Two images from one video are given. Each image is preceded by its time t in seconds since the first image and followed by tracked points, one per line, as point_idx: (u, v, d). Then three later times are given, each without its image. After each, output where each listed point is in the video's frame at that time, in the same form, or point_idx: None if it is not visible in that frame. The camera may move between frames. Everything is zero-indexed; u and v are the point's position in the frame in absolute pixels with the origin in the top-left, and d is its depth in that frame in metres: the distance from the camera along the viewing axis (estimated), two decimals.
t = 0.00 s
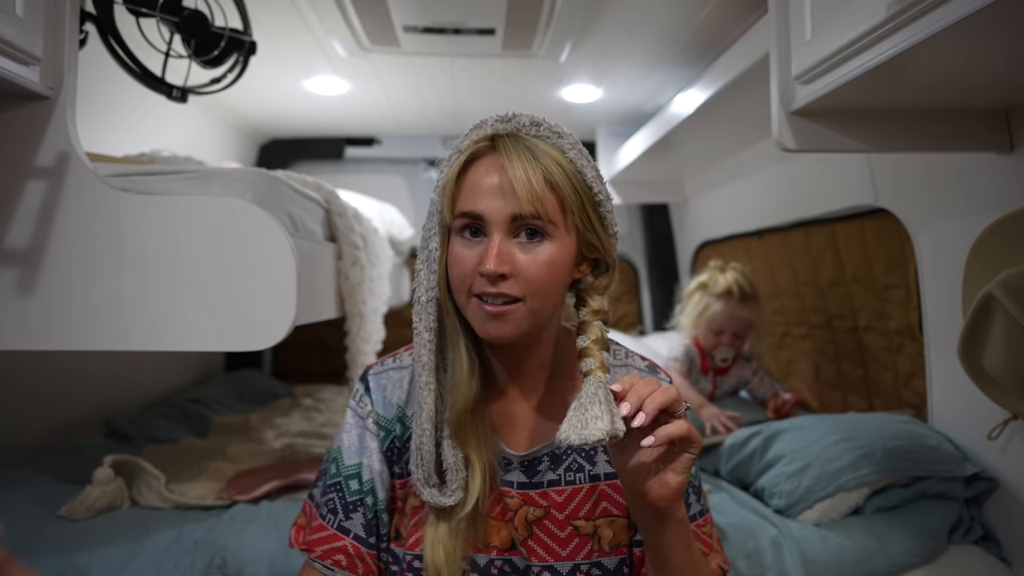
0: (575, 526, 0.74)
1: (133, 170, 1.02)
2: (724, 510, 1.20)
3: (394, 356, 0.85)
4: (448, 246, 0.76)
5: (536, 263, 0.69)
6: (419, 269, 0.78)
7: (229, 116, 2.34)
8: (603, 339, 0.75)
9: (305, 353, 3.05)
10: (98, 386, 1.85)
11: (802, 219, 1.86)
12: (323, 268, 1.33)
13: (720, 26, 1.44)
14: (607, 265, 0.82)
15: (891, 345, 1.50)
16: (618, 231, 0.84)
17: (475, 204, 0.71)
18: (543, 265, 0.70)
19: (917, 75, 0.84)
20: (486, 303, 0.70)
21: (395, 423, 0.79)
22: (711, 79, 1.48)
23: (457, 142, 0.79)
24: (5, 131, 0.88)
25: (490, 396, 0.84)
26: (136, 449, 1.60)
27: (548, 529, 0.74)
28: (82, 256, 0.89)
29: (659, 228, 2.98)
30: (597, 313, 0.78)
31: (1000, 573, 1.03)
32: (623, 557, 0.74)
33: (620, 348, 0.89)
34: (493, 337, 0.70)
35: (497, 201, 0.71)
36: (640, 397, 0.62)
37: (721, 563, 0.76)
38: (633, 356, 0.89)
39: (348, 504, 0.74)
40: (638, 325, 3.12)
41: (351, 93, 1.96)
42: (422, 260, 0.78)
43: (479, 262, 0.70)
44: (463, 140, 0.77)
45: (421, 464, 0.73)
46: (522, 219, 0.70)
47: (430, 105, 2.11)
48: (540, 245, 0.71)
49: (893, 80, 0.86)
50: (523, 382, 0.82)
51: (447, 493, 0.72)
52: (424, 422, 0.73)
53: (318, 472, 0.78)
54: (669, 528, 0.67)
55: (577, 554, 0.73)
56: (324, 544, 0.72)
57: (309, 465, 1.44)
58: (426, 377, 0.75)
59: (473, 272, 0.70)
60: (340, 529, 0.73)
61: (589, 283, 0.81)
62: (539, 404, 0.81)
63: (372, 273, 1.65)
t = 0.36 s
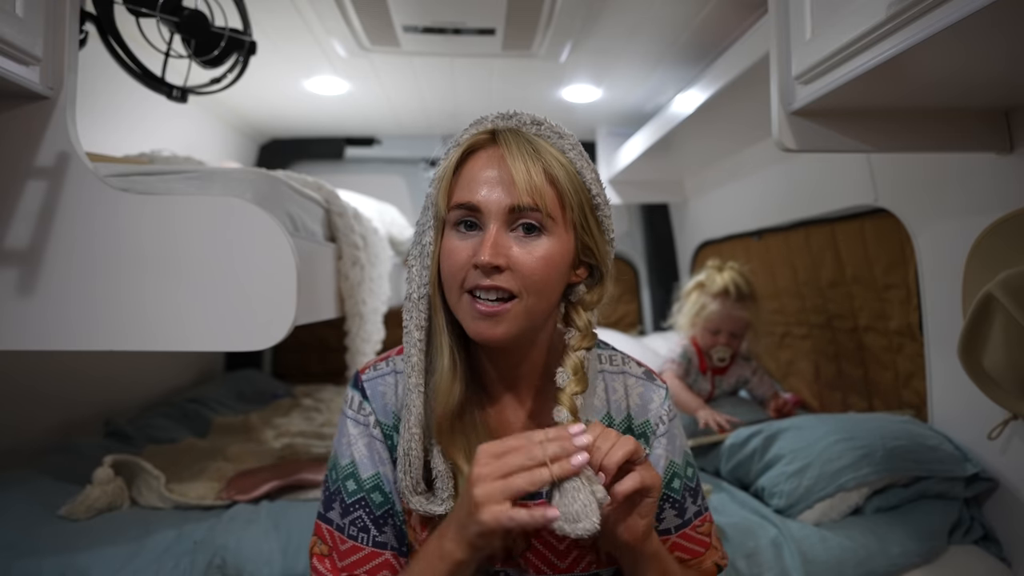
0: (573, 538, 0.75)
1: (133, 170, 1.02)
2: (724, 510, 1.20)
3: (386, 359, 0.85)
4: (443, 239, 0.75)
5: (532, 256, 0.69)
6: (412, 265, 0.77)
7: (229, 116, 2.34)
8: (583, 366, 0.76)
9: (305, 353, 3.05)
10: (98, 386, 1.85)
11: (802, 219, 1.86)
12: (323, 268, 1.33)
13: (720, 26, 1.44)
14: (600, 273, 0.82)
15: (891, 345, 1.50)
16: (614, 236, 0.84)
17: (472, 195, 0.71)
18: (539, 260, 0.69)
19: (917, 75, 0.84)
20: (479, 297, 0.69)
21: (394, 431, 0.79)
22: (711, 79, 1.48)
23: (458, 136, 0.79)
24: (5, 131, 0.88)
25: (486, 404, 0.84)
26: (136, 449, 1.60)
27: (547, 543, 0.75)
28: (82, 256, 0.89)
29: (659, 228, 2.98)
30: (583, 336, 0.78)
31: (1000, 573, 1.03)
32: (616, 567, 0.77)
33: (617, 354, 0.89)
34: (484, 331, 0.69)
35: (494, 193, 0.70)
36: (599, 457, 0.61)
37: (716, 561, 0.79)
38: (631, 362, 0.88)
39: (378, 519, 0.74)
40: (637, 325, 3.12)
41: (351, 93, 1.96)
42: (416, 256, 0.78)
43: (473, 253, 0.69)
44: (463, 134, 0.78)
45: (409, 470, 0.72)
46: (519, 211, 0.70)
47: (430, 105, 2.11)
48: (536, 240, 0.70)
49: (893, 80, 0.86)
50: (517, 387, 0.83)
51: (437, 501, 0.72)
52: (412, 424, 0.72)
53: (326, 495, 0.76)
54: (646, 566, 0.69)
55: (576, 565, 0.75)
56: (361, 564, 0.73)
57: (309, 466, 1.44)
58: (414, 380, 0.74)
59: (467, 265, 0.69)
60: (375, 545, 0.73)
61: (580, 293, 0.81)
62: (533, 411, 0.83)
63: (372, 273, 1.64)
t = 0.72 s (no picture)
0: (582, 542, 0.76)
1: (133, 170, 1.02)
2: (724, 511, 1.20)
3: (389, 361, 0.84)
4: (445, 238, 0.74)
5: (537, 257, 0.69)
6: (415, 266, 0.77)
7: (229, 116, 2.34)
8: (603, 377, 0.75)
9: (305, 353, 3.05)
10: (98, 386, 1.85)
11: (802, 219, 1.86)
12: (323, 268, 1.33)
13: (720, 26, 1.44)
14: (604, 275, 0.82)
15: (891, 345, 1.50)
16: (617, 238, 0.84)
17: (477, 194, 0.71)
18: (544, 260, 0.69)
19: (917, 75, 0.84)
20: (483, 297, 0.68)
21: (400, 435, 0.79)
22: (711, 79, 1.48)
23: (462, 134, 0.79)
24: (5, 131, 0.88)
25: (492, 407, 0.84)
26: (136, 449, 1.60)
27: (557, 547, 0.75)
28: (81, 256, 0.89)
29: (659, 228, 2.98)
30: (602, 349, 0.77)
31: (1000, 573, 1.03)
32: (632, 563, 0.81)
33: (625, 356, 0.89)
34: (488, 332, 0.68)
35: (500, 192, 0.70)
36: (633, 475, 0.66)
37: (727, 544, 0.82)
38: (639, 364, 0.89)
39: (382, 524, 0.75)
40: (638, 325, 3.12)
41: (351, 93, 1.96)
42: (418, 256, 0.77)
43: (477, 254, 0.68)
44: (468, 132, 0.78)
45: (418, 473, 0.72)
46: (525, 210, 0.70)
47: (430, 105, 2.11)
48: (542, 240, 0.70)
49: (893, 80, 0.86)
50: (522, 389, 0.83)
51: (447, 504, 0.72)
52: (420, 426, 0.73)
53: (329, 497, 0.76)
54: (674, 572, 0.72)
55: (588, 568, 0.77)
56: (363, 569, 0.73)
57: (309, 466, 1.44)
58: (420, 380, 0.74)
59: (470, 265, 0.68)
60: (378, 550, 0.74)
61: (588, 299, 0.81)
62: (538, 414, 0.83)
63: (372, 273, 1.64)
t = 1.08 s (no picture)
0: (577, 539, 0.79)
1: (133, 170, 1.02)
2: (724, 510, 1.20)
3: (389, 360, 0.84)
4: (456, 255, 0.73)
5: (556, 279, 0.70)
6: (421, 280, 0.75)
7: (229, 116, 2.35)
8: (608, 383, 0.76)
9: (305, 353, 3.05)
10: (98, 386, 1.85)
11: (802, 219, 1.86)
12: (323, 269, 1.33)
13: (720, 26, 1.44)
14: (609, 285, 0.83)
15: (891, 345, 1.50)
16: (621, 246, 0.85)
17: (493, 214, 0.69)
18: (561, 283, 0.70)
19: (917, 75, 0.84)
20: (500, 319, 0.70)
21: (400, 435, 0.78)
22: (711, 79, 1.48)
23: (469, 143, 0.76)
24: (5, 132, 0.88)
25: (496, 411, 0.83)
26: (136, 449, 1.60)
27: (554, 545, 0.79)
28: (82, 255, 0.89)
29: (659, 228, 2.98)
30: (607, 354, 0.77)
31: (1000, 573, 1.03)
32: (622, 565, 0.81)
33: (624, 358, 0.90)
34: (506, 354, 0.70)
35: (518, 213, 0.69)
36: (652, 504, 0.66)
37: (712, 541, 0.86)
38: (638, 366, 0.89)
39: (383, 521, 0.75)
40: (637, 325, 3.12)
41: (352, 93, 1.96)
42: (424, 271, 0.75)
43: (495, 276, 0.69)
44: (476, 142, 0.75)
45: (421, 492, 0.70)
46: (543, 233, 0.70)
47: (430, 105, 2.11)
48: (557, 262, 0.71)
49: (893, 80, 0.86)
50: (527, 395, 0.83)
51: (451, 522, 0.71)
52: (424, 448, 0.70)
53: (330, 495, 0.76)
54: None
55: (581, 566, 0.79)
56: (364, 565, 0.74)
57: (309, 466, 1.44)
58: (424, 400, 0.72)
59: (488, 288, 0.69)
60: (379, 547, 0.75)
61: (592, 305, 0.81)
62: (541, 419, 0.83)
63: (372, 273, 1.64)
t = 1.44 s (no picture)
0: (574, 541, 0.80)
1: (133, 170, 1.02)
2: (724, 510, 1.20)
3: (390, 361, 0.83)
4: (464, 254, 0.73)
5: (564, 279, 0.70)
6: (429, 280, 0.75)
7: (229, 116, 2.35)
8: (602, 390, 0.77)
9: (305, 353, 3.05)
10: (98, 386, 1.85)
11: (802, 219, 1.86)
12: (323, 269, 1.33)
13: (720, 26, 1.44)
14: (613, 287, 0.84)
15: (891, 345, 1.50)
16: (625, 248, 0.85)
17: (503, 212, 0.70)
18: (569, 282, 0.70)
19: (917, 74, 0.84)
20: (508, 318, 0.70)
21: (400, 437, 0.79)
22: (711, 79, 1.48)
23: (478, 142, 0.76)
24: (4, 132, 0.88)
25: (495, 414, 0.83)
26: (136, 449, 1.60)
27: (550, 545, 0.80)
28: (82, 255, 0.89)
29: (659, 229, 2.98)
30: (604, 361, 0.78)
31: (1000, 573, 1.03)
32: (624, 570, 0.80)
33: (625, 360, 0.90)
34: (513, 352, 0.70)
35: (528, 212, 0.69)
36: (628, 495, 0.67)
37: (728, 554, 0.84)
38: (638, 368, 0.89)
39: (378, 523, 0.75)
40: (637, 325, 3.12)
41: (351, 93, 1.96)
42: (432, 270, 0.75)
43: (504, 276, 0.69)
44: (485, 142, 0.75)
45: (429, 493, 0.70)
46: (552, 232, 0.70)
47: (430, 105, 2.11)
48: (566, 261, 0.71)
49: (893, 80, 0.86)
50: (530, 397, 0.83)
51: (457, 522, 0.71)
52: (433, 448, 0.70)
53: (326, 495, 0.76)
54: None
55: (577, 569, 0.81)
56: (357, 567, 0.74)
57: (309, 466, 1.44)
58: (432, 402, 0.71)
59: (496, 287, 0.69)
60: (373, 549, 0.75)
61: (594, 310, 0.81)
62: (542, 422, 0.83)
63: (372, 273, 1.64)
